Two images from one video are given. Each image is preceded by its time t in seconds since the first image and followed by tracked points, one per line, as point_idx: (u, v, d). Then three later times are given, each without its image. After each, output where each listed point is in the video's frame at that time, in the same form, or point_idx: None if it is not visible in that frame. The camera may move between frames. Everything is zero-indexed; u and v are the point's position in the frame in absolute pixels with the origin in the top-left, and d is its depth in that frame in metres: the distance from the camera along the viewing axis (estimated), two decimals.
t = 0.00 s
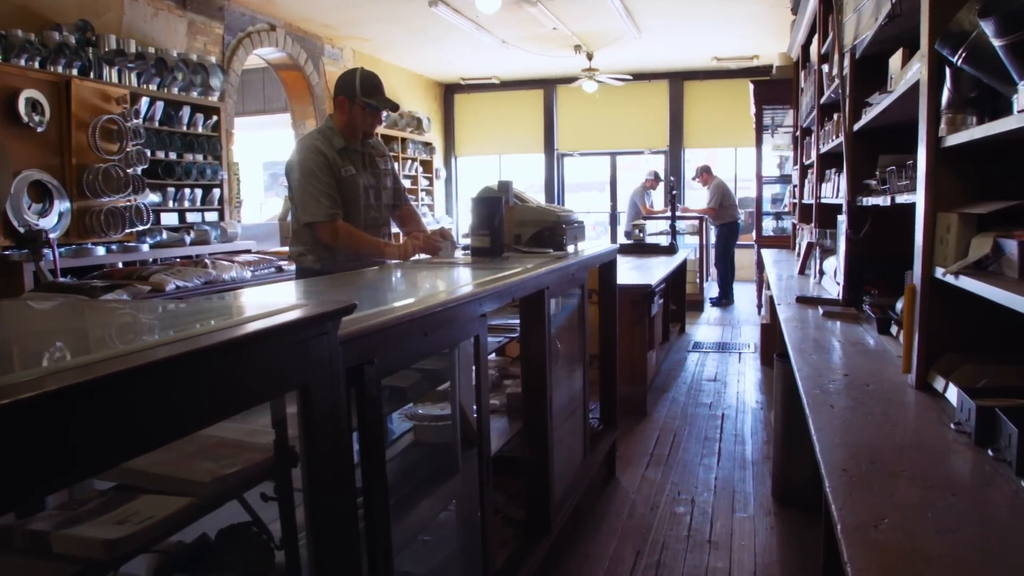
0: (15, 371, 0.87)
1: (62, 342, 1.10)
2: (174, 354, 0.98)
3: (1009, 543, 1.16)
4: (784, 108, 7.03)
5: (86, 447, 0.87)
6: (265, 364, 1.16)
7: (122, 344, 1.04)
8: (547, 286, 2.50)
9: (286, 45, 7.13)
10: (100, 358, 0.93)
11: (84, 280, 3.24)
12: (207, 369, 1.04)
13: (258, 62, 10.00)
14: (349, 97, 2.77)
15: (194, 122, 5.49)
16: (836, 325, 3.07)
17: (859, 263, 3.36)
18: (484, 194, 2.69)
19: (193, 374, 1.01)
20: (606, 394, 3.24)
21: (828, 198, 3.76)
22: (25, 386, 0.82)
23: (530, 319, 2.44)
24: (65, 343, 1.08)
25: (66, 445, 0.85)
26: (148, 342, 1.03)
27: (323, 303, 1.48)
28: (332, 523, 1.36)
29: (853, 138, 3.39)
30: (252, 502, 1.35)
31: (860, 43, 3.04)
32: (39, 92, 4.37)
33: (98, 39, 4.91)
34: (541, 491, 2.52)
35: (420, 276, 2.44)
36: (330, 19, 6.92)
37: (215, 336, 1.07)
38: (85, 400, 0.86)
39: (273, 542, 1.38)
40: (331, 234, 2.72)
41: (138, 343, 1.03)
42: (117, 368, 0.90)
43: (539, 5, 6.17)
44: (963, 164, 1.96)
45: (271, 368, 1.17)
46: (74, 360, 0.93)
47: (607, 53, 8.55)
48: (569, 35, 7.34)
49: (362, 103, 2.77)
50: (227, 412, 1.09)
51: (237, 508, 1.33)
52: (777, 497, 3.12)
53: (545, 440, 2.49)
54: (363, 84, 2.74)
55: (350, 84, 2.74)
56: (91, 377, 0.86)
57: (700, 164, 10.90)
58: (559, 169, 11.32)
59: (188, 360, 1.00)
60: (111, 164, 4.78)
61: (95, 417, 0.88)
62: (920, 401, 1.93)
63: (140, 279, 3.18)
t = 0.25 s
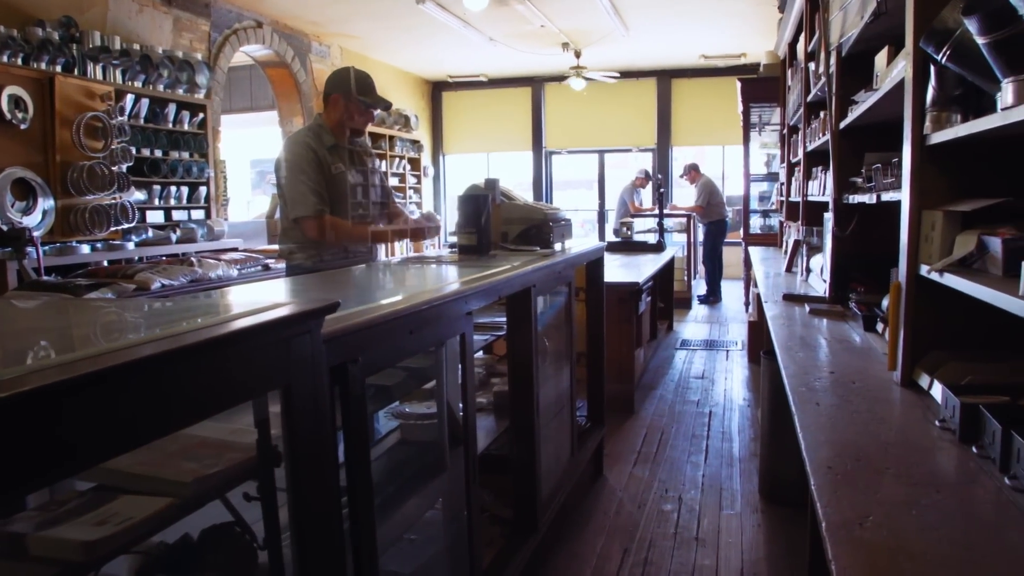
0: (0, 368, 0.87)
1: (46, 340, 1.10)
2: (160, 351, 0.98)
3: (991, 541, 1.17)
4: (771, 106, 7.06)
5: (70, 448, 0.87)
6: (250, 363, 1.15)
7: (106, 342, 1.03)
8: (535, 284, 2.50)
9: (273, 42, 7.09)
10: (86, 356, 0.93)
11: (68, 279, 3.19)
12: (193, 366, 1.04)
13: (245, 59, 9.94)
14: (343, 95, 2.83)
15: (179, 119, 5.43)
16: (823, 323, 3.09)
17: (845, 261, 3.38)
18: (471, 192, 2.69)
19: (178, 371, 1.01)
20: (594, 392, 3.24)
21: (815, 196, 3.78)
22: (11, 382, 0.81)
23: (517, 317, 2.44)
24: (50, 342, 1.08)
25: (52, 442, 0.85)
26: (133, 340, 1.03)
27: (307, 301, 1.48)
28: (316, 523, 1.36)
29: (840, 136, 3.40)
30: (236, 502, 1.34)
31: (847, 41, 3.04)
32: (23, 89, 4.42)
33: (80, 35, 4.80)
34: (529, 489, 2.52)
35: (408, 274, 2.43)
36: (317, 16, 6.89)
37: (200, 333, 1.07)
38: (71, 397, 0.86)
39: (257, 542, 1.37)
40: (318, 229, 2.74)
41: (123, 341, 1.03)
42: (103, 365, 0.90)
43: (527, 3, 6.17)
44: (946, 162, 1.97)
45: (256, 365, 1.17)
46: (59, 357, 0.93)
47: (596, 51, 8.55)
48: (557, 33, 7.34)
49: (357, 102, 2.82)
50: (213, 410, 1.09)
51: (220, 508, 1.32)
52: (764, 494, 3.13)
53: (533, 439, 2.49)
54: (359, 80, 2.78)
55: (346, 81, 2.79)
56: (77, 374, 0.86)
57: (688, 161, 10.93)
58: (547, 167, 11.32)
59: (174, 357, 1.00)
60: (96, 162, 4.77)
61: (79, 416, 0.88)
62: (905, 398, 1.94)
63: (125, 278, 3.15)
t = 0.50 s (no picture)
0: None
1: (34, 338, 1.09)
2: (152, 348, 0.98)
3: (979, 537, 1.17)
4: (763, 104, 7.08)
5: (57, 448, 0.86)
6: (241, 361, 1.15)
7: (97, 339, 1.03)
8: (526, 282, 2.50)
9: (264, 40, 7.07)
10: (78, 353, 0.93)
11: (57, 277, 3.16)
12: (185, 363, 1.04)
13: (235, 56, 9.90)
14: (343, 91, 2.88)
15: (169, 117, 5.44)
16: (815, 321, 3.09)
17: (837, 259, 3.39)
18: (462, 189, 2.68)
19: (170, 368, 1.01)
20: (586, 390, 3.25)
21: (806, 194, 3.79)
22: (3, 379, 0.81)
23: (509, 315, 2.44)
24: (38, 339, 1.07)
25: (44, 439, 0.85)
26: (125, 337, 1.03)
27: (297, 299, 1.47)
28: (307, 522, 1.35)
29: (831, 134, 3.41)
30: (226, 502, 1.33)
31: (838, 39, 3.05)
32: (12, 85, 4.41)
33: (70, 31, 4.82)
34: (521, 487, 2.53)
35: (399, 272, 2.43)
36: (307, 14, 6.87)
37: (191, 331, 1.07)
38: (63, 394, 0.86)
39: (246, 542, 1.36)
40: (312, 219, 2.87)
41: (114, 338, 1.03)
42: (95, 361, 0.90)
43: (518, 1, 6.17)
44: (936, 160, 1.98)
45: (247, 363, 1.17)
46: (50, 354, 0.93)
47: (587, 49, 8.56)
48: (548, 31, 7.35)
49: (356, 99, 2.88)
50: (205, 407, 1.09)
51: (209, 507, 1.31)
52: (755, 492, 3.14)
53: (525, 437, 2.49)
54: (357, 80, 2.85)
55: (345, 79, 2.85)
56: (69, 371, 0.86)
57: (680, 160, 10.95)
58: (539, 165, 11.31)
59: (166, 354, 1.00)
60: (86, 160, 4.74)
61: (67, 414, 0.87)
62: (896, 396, 1.95)
63: (115, 277, 3.13)
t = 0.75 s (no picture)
0: None
1: (31, 337, 1.09)
2: (148, 347, 0.98)
3: (976, 536, 1.17)
4: (760, 103, 7.08)
5: (54, 448, 0.86)
6: (239, 359, 1.15)
7: (94, 338, 1.03)
8: (523, 280, 2.50)
9: (261, 38, 7.06)
10: (74, 352, 0.93)
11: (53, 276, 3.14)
12: (182, 362, 1.04)
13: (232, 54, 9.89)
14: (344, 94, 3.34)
15: (167, 115, 5.43)
16: (812, 319, 3.10)
17: (834, 257, 3.39)
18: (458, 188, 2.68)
19: (167, 367, 1.01)
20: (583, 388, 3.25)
21: (804, 192, 3.79)
22: None
23: (506, 313, 2.44)
24: (34, 338, 1.07)
25: (39, 439, 0.84)
26: (121, 336, 1.03)
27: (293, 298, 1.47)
28: (304, 521, 1.35)
29: (828, 133, 3.42)
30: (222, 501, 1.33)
31: (835, 38, 3.05)
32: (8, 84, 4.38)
33: (66, 30, 4.82)
34: (518, 486, 2.53)
35: (396, 270, 2.43)
36: (304, 12, 6.86)
37: (187, 329, 1.07)
38: (60, 392, 0.86)
39: (243, 541, 1.36)
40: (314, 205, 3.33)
41: (111, 337, 1.03)
42: (92, 360, 0.90)
43: None
44: (932, 159, 1.98)
45: (244, 361, 1.17)
46: (47, 353, 0.93)
47: (584, 47, 8.56)
48: (545, 29, 7.34)
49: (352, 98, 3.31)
50: (202, 406, 1.09)
51: (206, 506, 1.31)
52: (752, 490, 3.15)
53: (522, 435, 2.49)
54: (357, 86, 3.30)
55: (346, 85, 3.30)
56: (66, 370, 0.86)
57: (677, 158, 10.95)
58: (537, 164, 11.31)
59: (163, 353, 1.00)
60: (82, 158, 4.72)
61: (63, 413, 0.87)
62: (892, 394, 1.95)
63: (111, 275, 3.12)
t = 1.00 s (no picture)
0: None
1: (31, 335, 1.09)
2: (147, 346, 0.98)
3: (974, 535, 1.17)
4: (760, 102, 7.08)
5: (54, 447, 0.86)
6: (239, 358, 1.15)
7: (94, 336, 1.03)
8: (523, 279, 2.50)
9: (260, 37, 7.06)
10: (73, 350, 0.93)
11: (52, 274, 3.14)
12: (182, 360, 1.04)
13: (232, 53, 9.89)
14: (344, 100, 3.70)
15: (166, 114, 5.43)
16: (812, 318, 3.10)
17: (834, 256, 3.39)
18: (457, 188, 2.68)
19: (167, 365, 1.01)
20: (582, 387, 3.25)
21: (803, 191, 3.79)
22: None
23: (505, 312, 2.44)
24: (35, 337, 1.07)
25: (37, 437, 0.84)
26: (121, 334, 1.03)
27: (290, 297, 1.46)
28: (303, 519, 1.35)
29: (827, 131, 3.42)
30: (222, 500, 1.33)
31: (834, 36, 3.05)
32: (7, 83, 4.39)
33: (65, 28, 4.82)
34: (518, 485, 2.52)
35: (396, 269, 2.42)
36: (304, 11, 6.86)
37: (187, 328, 1.07)
38: (58, 391, 0.86)
39: (243, 539, 1.36)
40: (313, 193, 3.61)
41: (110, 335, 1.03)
42: (91, 359, 0.90)
43: None
44: (932, 158, 1.98)
45: (245, 360, 1.17)
46: (46, 351, 0.93)
47: (584, 46, 8.56)
48: (545, 28, 7.34)
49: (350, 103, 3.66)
50: (202, 404, 1.09)
51: (205, 505, 1.31)
52: (752, 489, 3.15)
53: (521, 434, 2.49)
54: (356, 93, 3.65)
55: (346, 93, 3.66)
56: (64, 368, 0.86)
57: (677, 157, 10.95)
58: (536, 163, 11.30)
59: (162, 351, 1.00)
60: (81, 156, 4.71)
61: (63, 413, 0.87)
62: (892, 393, 1.95)
63: (111, 274, 3.12)
